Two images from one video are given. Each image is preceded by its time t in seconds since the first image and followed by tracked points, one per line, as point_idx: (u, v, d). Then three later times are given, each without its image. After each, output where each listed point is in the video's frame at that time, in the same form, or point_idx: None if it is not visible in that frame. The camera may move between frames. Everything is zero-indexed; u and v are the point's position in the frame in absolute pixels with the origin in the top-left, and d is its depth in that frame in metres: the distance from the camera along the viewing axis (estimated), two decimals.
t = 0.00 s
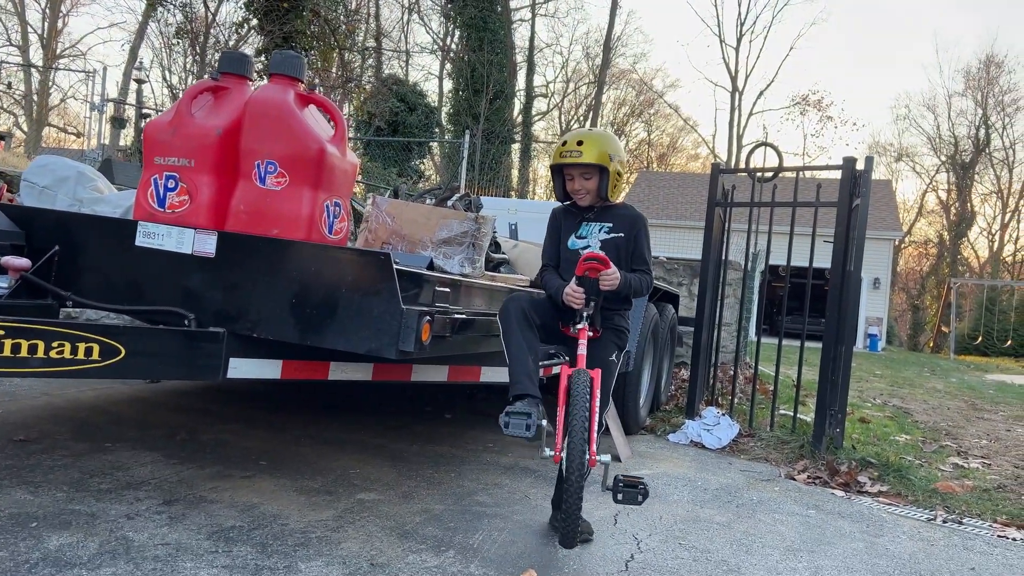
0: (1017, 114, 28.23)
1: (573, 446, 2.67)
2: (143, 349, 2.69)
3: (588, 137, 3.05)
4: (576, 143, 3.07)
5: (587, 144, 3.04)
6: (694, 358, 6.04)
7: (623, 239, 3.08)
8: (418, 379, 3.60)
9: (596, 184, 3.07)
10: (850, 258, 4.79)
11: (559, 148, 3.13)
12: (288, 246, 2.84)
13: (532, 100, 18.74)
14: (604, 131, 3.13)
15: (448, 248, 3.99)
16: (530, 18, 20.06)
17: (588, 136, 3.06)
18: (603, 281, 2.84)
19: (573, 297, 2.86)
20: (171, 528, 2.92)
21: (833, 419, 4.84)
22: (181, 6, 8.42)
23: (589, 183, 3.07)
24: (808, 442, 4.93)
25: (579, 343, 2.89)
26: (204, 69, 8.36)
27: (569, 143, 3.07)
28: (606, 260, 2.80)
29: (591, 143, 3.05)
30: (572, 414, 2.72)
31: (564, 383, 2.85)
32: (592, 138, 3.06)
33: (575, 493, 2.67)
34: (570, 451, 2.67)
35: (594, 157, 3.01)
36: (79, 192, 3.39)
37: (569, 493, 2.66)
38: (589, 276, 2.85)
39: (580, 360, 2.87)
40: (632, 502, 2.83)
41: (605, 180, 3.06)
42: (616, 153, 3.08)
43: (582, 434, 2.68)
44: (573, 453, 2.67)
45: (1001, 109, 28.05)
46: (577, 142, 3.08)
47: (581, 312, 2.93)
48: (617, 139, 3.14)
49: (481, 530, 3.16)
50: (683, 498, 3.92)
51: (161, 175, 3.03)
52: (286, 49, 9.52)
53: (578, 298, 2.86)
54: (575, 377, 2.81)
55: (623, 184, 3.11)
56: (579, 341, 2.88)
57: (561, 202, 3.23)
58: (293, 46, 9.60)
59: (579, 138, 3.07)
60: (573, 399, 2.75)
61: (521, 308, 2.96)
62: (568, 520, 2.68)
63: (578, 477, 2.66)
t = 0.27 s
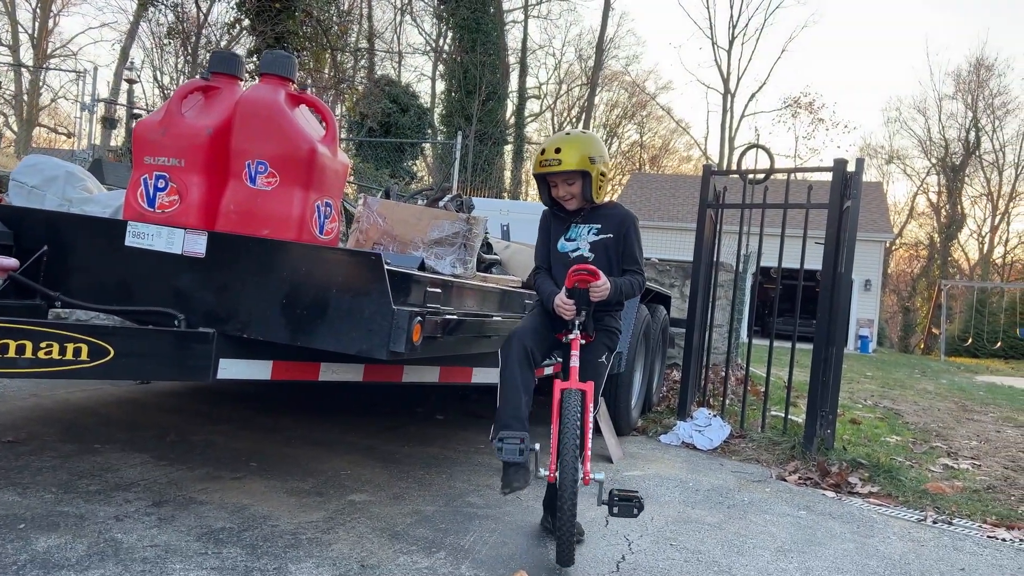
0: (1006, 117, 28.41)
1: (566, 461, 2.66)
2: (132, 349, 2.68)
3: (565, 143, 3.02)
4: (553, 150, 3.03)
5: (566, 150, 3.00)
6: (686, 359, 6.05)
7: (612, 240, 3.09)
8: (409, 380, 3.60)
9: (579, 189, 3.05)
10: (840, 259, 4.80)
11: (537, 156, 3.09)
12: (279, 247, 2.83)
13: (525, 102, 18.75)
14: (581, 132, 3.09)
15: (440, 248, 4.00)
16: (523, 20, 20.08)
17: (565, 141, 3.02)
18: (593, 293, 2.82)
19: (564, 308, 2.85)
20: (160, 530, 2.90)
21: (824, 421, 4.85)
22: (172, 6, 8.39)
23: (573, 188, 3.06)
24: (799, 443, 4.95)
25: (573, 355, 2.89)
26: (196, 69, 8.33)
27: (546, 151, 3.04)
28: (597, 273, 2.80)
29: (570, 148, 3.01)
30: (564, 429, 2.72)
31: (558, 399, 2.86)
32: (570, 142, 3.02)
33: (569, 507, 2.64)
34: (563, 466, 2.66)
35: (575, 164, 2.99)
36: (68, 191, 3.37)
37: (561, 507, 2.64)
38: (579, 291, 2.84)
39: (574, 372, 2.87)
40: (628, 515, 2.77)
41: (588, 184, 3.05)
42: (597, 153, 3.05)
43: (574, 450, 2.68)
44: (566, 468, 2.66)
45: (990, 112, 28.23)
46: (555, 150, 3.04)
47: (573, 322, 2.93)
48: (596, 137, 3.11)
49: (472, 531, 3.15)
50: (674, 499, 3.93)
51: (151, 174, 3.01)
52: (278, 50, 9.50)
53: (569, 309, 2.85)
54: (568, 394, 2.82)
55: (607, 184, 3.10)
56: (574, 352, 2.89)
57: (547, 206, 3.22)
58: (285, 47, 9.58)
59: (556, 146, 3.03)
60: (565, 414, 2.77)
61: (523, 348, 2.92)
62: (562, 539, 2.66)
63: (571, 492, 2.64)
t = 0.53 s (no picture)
0: (997, 120, 28.58)
1: (563, 460, 2.67)
2: (125, 351, 2.67)
3: (552, 144, 3.00)
4: (540, 152, 3.01)
5: (554, 152, 2.99)
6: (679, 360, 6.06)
7: (603, 239, 3.09)
8: (402, 381, 3.59)
9: (569, 189, 3.05)
10: (833, 261, 4.82)
11: (524, 158, 3.08)
12: (273, 248, 2.82)
13: (518, 104, 18.75)
14: (567, 129, 3.07)
15: (434, 249, 3.99)
16: (516, 21, 20.09)
17: (552, 142, 3.00)
18: (586, 291, 2.83)
19: (557, 307, 2.86)
20: (152, 532, 2.89)
21: (817, 422, 4.88)
22: (165, 6, 8.36)
23: (562, 189, 3.06)
24: (792, 444, 4.96)
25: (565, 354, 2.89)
26: (189, 69, 8.30)
27: (533, 154, 3.02)
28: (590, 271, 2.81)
29: (558, 149, 3.00)
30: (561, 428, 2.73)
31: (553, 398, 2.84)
32: (557, 143, 3.01)
33: (567, 508, 2.63)
34: (560, 465, 2.66)
35: (563, 165, 2.98)
36: (60, 192, 3.36)
37: (559, 507, 2.62)
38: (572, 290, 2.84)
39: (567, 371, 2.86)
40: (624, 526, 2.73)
41: (577, 184, 3.05)
42: (585, 151, 3.05)
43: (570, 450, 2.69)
44: (563, 468, 2.65)
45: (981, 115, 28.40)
46: (542, 152, 3.02)
47: (567, 319, 2.92)
48: (582, 133, 3.09)
49: (466, 533, 3.15)
50: (667, 500, 3.94)
51: (144, 175, 3.00)
52: (271, 51, 9.48)
53: (561, 307, 2.86)
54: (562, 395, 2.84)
55: (596, 181, 3.10)
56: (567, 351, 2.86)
57: (536, 205, 3.21)
58: (277, 48, 9.56)
59: (543, 148, 3.01)
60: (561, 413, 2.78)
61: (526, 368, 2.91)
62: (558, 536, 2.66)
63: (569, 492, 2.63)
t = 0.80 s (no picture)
0: (989, 123, 28.72)
1: (572, 464, 2.66)
2: (118, 353, 2.65)
3: (543, 141, 2.98)
4: (530, 149, 2.98)
5: (544, 150, 2.96)
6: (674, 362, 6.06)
7: (586, 240, 3.11)
8: (398, 383, 3.59)
9: (556, 187, 3.03)
10: (827, 263, 4.82)
11: (512, 153, 3.03)
12: (267, 249, 2.81)
13: (513, 105, 18.76)
14: (555, 126, 3.05)
15: (429, 251, 3.99)
16: (511, 23, 20.08)
17: (542, 140, 2.98)
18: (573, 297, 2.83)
19: (543, 311, 2.85)
20: (146, 534, 2.87)
21: (811, 424, 4.89)
22: (159, 6, 8.33)
23: (549, 186, 3.03)
24: (786, 446, 4.97)
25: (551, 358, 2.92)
26: (183, 70, 8.28)
27: (523, 151, 2.98)
28: (578, 278, 2.79)
29: (548, 147, 2.98)
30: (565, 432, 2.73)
31: (541, 405, 2.96)
32: (547, 141, 2.98)
33: (578, 512, 2.61)
34: (569, 469, 2.65)
35: (554, 161, 2.95)
36: (53, 193, 3.35)
37: (571, 513, 2.59)
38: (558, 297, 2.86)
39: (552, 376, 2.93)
40: (620, 536, 2.71)
41: (565, 183, 3.03)
42: (573, 148, 3.03)
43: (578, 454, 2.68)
44: (573, 473, 2.64)
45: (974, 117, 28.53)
46: (532, 149, 2.99)
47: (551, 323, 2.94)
48: (569, 130, 3.07)
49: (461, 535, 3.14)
50: (663, 502, 3.94)
51: (138, 176, 2.99)
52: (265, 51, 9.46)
53: (548, 312, 2.85)
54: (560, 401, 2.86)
55: (582, 181, 3.08)
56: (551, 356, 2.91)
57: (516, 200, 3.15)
58: (272, 48, 9.54)
59: (533, 145, 2.98)
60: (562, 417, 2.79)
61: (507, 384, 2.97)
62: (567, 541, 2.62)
63: (580, 496, 2.62)
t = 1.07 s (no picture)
0: (984, 125, 28.82)
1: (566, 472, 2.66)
2: (113, 353, 2.65)
3: (536, 152, 2.96)
4: (524, 161, 2.95)
5: (538, 163, 2.94)
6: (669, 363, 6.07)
7: (567, 256, 3.15)
8: (393, 384, 3.59)
9: (543, 202, 3.02)
10: (823, 264, 4.84)
11: (503, 163, 2.98)
12: (262, 248, 2.81)
13: (509, 106, 18.76)
14: (544, 138, 3.04)
15: (425, 251, 3.99)
16: (508, 24, 20.11)
17: (535, 151, 2.96)
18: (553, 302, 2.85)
19: (524, 319, 2.86)
20: (141, 534, 2.87)
21: (807, 425, 4.89)
22: (155, 6, 8.32)
23: (537, 201, 3.02)
24: (782, 446, 4.98)
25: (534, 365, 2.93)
26: (179, 70, 8.27)
27: (517, 162, 2.95)
28: (556, 282, 2.81)
29: (541, 159, 2.96)
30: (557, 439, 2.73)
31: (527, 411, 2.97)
32: (541, 153, 2.96)
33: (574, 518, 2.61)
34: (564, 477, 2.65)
35: (547, 175, 2.94)
36: (49, 193, 3.35)
37: (566, 520, 2.59)
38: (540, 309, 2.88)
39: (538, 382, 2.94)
40: (613, 535, 2.71)
41: (554, 195, 3.02)
42: (563, 162, 3.04)
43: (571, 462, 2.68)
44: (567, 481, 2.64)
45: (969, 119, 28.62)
46: (525, 160, 2.95)
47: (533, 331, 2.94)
48: (556, 143, 3.07)
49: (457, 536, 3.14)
50: (658, 503, 3.95)
51: (133, 175, 2.98)
52: (262, 52, 9.45)
53: (529, 319, 2.86)
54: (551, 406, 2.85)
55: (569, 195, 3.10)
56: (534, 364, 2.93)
57: (497, 218, 3.10)
58: (268, 49, 9.53)
59: (527, 156, 2.95)
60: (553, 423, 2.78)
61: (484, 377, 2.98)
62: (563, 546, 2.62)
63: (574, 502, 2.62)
